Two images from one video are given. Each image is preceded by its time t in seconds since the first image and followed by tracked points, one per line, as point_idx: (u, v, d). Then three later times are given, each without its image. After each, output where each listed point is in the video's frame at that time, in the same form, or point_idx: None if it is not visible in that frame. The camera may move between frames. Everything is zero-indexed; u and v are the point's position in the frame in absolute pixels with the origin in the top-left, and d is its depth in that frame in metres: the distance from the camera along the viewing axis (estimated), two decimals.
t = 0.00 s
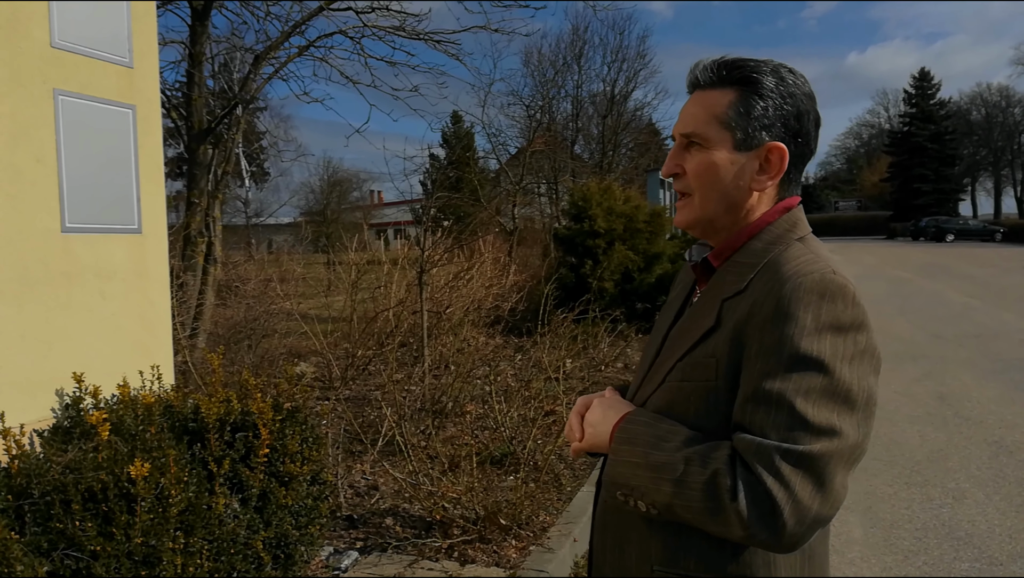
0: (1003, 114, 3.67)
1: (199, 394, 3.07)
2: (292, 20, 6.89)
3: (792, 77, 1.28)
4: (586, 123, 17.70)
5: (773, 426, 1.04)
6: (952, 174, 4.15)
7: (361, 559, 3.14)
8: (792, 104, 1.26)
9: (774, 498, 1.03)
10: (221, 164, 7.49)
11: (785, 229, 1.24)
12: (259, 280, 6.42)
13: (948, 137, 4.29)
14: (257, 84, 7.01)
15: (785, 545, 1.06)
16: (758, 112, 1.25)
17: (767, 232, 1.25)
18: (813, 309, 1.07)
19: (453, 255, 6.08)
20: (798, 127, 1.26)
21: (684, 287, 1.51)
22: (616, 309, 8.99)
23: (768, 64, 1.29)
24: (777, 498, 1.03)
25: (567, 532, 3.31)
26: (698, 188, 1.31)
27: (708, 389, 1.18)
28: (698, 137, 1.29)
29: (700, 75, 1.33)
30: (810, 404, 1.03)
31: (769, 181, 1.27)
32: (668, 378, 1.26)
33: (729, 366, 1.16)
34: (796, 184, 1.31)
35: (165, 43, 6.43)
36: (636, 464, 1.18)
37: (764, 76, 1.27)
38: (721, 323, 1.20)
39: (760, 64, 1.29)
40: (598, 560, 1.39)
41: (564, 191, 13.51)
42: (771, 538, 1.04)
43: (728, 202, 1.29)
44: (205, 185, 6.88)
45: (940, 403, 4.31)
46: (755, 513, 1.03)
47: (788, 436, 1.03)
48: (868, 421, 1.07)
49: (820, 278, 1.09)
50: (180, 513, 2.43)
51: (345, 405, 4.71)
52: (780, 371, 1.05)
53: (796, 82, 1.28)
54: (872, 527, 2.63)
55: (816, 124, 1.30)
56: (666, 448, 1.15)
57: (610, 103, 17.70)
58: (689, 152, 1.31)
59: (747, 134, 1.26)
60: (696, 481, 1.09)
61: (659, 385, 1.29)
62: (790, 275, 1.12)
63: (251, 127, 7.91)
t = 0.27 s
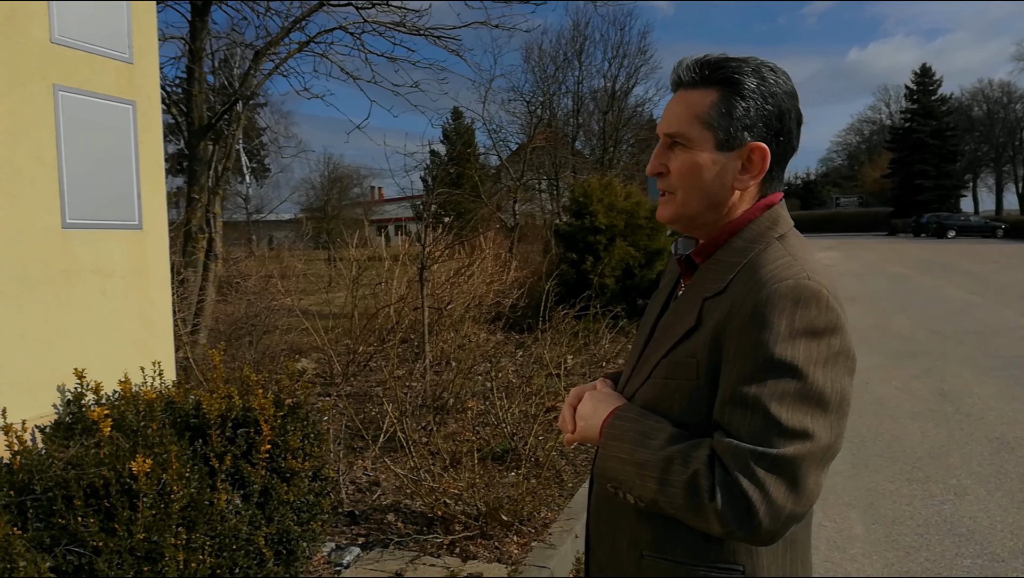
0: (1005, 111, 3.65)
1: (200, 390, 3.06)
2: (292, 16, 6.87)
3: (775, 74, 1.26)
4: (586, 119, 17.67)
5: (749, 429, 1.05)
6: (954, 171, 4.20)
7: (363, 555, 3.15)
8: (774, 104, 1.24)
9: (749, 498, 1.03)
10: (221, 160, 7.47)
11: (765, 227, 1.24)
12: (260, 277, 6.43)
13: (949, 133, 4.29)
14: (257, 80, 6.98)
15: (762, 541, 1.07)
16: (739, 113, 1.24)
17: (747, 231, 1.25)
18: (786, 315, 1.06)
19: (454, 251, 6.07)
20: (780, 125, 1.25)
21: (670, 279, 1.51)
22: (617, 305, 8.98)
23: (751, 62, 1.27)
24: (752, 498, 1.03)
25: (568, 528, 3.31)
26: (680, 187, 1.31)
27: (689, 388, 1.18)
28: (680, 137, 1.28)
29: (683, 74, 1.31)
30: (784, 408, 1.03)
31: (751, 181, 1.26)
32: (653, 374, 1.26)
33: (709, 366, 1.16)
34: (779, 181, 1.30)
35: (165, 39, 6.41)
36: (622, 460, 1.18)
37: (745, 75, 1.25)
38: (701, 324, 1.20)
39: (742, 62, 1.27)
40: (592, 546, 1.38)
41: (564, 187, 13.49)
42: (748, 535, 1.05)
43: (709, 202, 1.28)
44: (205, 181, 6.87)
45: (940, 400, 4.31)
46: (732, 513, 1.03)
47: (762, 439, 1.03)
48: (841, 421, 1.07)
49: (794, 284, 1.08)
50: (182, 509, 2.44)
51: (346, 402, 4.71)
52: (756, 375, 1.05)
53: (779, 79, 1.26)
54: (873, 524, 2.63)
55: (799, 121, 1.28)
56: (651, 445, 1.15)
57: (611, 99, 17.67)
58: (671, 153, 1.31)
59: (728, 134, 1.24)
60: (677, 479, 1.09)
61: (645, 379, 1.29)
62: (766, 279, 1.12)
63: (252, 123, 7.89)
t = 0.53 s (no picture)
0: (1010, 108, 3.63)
1: (205, 389, 3.07)
2: (296, 15, 6.88)
3: (763, 70, 1.25)
4: (590, 118, 17.66)
5: (740, 427, 1.04)
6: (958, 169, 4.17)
7: (367, 554, 3.15)
8: (762, 101, 1.24)
9: (742, 496, 1.03)
10: (225, 159, 7.49)
11: (755, 223, 1.24)
12: (264, 276, 6.45)
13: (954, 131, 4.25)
14: (261, 79, 7.00)
15: (756, 538, 1.06)
16: (726, 111, 1.23)
17: (736, 228, 1.25)
18: (773, 312, 1.06)
19: (457, 250, 6.07)
20: (768, 122, 1.24)
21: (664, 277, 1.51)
22: (621, 304, 8.97)
23: (739, 59, 1.26)
24: (745, 496, 1.03)
25: (571, 528, 3.32)
26: (669, 186, 1.30)
27: (683, 387, 1.18)
28: (668, 136, 1.28)
29: (671, 72, 1.31)
30: (774, 405, 1.02)
31: (739, 179, 1.26)
32: (648, 375, 1.26)
33: (701, 365, 1.15)
34: (768, 177, 1.29)
35: (170, 39, 6.43)
36: (619, 461, 1.18)
37: (733, 72, 1.24)
38: (693, 323, 1.19)
39: (731, 59, 1.26)
40: (596, 545, 1.38)
41: (568, 186, 13.48)
42: (742, 533, 1.04)
43: (697, 200, 1.28)
44: (209, 180, 6.89)
45: (945, 399, 4.29)
46: (726, 511, 1.03)
47: (753, 437, 1.03)
48: (832, 417, 1.06)
49: (780, 281, 1.08)
50: (186, 507, 2.44)
51: (350, 400, 4.71)
52: (744, 373, 1.05)
53: (768, 76, 1.25)
54: (876, 523, 2.63)
55: (787, 117, 1.27)
56: (647, 446, 1.14)
57: (615, 98, 17.65)
58: (660, 151, 1.31)
59: (716, 132, 1.24)
60: (672, 479, 1.09)
61: (641, 380, 1.28)
62: (754, 277, 1.11)
63: (256, 122, 7.91)
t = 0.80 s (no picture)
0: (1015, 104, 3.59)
1: (207, 386, 3.07)
2: (298, 11, 6.87)
3: (755, 63, 1.23)
4: (593, 115, 17.61)
5: (750, 424, 1.03)
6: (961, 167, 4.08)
7: (369, 551, 3.15)
8: (754, 94, 1.22)
9: (756, 495, 1.01)
10: (227, 156, 7.49)
11: (751, 218, 1.23)
12: (267, 273, 6.46)
13: (958, 128, 4.20)
14: (264, 76, 6.99)
15: (773, 539, 1.05)
16: (716, 105, 1.22)
17: (733, 224, 1.24)
18: (778, 304, 1.05)
19: (459, 247, 6.07)
20: (761, 116, 1.22)
21: (666, 277, 1.50)
22: (623, 301, 8.96)
23: (732, 52, 1.25)
24: (759, 495, 1.01)
25: (574, 526, 3.32)
26: (661, 182, 1.31)
27: (690, 389, 1.17)
28: (659, 131, 1.28)
29: (664, 65, 1.30)
30: (784, 400, 1.01)
31: (732, 174, 1.25)
32: (653, 378, 1.25)
33: (706, 364, 1.15)
34: (765, 171, 1.28)
35: (172, 35, 6.42)
36: (627, 466, 1.17)
37: (723, 66, 1.23)
38: (696, 322, 1.19)
39: (723, 52, 1.25)
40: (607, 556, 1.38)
41: (570, 183, 13.45)
42: (757, 534, 1.03)
43: (690, 196, 1.28)
44: (212, 177, 6.89)
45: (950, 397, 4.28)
46: (739, 511, 1.02)
47: (764, 433, 1.02)
48: (845, 412, 1.05)
49: (783, 272, 1.07)
50: (189, 504, 2.44)
51: (353, 398, 4.72)
52: (751, 369, 1.04)
53: (761, 68, 1.24)
54: (879, 522, 2.63)
55: (783, 109, 1.25)
56: (655, 450, 1.14)
57: (618, 95, 17.60)
58: (652, 146, 1.30)
59: (706, 127, 1.23)
60: (683, 482, 1.08)
61: (646, 384, 1.28)
62: (756, 270, 1.11)
63: (258, 118, 7.91)
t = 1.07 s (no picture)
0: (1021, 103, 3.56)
1: (211, 385, 3.08)
2: (302, 12, 6.87)
3: (766, 58, 1.23)
4: (597, 115, 17.58)
5: (764, 429, 1.03)
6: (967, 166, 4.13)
7: (373, 550, 3.16)
8: (765, 90, 1.22)
9: (771, 502, 1.00)
10: (232, 156, 7.50)
11: (765, 216, 1.22)
12: (271, 273, 6.47)
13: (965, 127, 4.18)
14: (268, 76, 7.00)
15: (789, 549, 1.03)
16: (727, 101, 1.22)
17: (746, 222, 1.23)
18: (793, 303, 1.05)
19: (463, 247, 6.07)
20: (773, 112, 1.22)
21: (676, 279, 1.49)
22: (627, 301, 8.95)
23: (742, 48, 1.25)
24: (774, 502, 1.00)
25: (578, 525, 3.32)
26: (671, 180, 1.30)
27: (701, 393, 1.16)
28: (668, 128, 1.28)
29: (671, 63, 1.30)
30: (799, 403, 1.01)
31: (744, 171, 1.24)
32: (663, 384, 1.25)
33: (718, 367, 1.14)
34: (777, 169, 1.27)
35: (177, 36, 6.44)
36: (637, 474, 1.16)
37: (734, 62, 1.23)
38: (708, 324, 1.18)
39: (733, 48, 1.25)
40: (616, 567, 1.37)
41: (574, 183, 13.45)
42: (772, 542, 1.02)
43: (701, 194, 1.27)
44: (216, 177, 6.91)
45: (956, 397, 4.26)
46: (753, 519, 1.01)
47: (779, 437, 1.01)
48: (864, 416, 1.04)
49: (797, 271, 1.07)
50: (193, 503, 2.45)
51: (356, 397, 4.72)
52: (764, 371, 1.04)
53: (772, 63, 1.23)
54: (884, 521, 2.62)
55: (795, 105, 1.25)
56: (665, 456, 1.13)
57: (622, 94, 17.56)
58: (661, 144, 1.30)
59: (717, 124, 1.23)
60: (694, 488, 1.07)
61: (657, 389, 1.28)
62: (769, 268, 1.10)
63: (262, 119, 7.92)
